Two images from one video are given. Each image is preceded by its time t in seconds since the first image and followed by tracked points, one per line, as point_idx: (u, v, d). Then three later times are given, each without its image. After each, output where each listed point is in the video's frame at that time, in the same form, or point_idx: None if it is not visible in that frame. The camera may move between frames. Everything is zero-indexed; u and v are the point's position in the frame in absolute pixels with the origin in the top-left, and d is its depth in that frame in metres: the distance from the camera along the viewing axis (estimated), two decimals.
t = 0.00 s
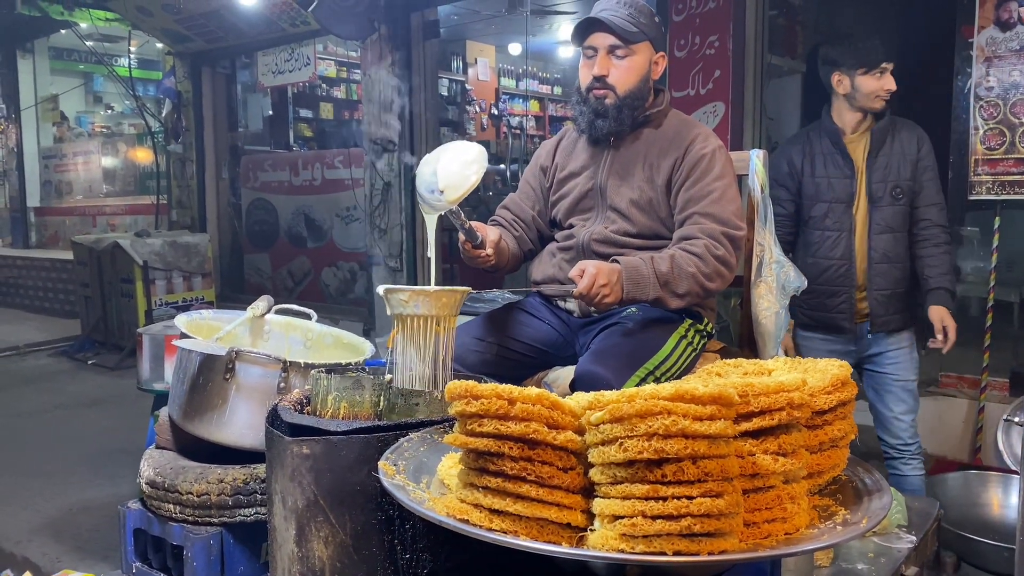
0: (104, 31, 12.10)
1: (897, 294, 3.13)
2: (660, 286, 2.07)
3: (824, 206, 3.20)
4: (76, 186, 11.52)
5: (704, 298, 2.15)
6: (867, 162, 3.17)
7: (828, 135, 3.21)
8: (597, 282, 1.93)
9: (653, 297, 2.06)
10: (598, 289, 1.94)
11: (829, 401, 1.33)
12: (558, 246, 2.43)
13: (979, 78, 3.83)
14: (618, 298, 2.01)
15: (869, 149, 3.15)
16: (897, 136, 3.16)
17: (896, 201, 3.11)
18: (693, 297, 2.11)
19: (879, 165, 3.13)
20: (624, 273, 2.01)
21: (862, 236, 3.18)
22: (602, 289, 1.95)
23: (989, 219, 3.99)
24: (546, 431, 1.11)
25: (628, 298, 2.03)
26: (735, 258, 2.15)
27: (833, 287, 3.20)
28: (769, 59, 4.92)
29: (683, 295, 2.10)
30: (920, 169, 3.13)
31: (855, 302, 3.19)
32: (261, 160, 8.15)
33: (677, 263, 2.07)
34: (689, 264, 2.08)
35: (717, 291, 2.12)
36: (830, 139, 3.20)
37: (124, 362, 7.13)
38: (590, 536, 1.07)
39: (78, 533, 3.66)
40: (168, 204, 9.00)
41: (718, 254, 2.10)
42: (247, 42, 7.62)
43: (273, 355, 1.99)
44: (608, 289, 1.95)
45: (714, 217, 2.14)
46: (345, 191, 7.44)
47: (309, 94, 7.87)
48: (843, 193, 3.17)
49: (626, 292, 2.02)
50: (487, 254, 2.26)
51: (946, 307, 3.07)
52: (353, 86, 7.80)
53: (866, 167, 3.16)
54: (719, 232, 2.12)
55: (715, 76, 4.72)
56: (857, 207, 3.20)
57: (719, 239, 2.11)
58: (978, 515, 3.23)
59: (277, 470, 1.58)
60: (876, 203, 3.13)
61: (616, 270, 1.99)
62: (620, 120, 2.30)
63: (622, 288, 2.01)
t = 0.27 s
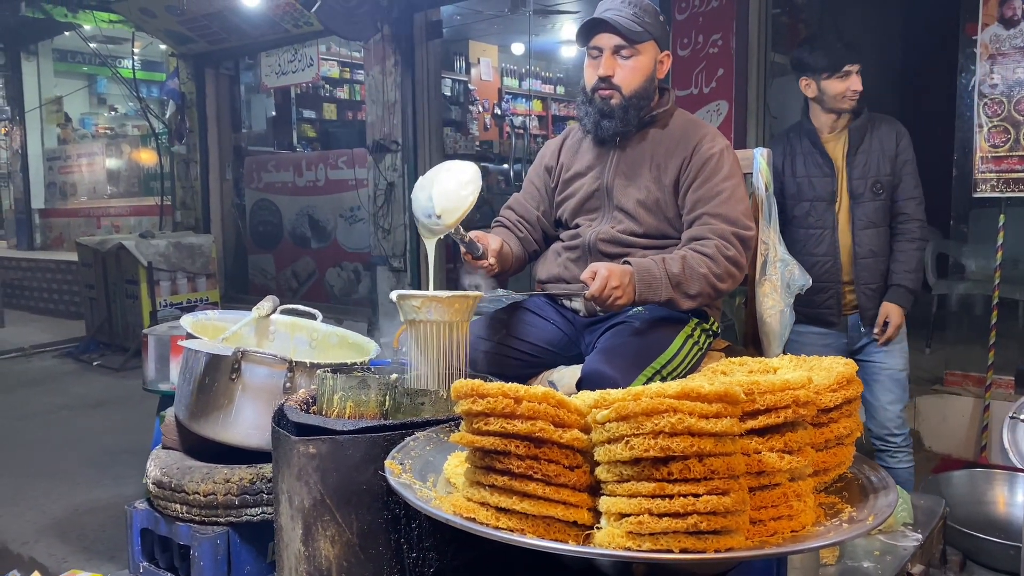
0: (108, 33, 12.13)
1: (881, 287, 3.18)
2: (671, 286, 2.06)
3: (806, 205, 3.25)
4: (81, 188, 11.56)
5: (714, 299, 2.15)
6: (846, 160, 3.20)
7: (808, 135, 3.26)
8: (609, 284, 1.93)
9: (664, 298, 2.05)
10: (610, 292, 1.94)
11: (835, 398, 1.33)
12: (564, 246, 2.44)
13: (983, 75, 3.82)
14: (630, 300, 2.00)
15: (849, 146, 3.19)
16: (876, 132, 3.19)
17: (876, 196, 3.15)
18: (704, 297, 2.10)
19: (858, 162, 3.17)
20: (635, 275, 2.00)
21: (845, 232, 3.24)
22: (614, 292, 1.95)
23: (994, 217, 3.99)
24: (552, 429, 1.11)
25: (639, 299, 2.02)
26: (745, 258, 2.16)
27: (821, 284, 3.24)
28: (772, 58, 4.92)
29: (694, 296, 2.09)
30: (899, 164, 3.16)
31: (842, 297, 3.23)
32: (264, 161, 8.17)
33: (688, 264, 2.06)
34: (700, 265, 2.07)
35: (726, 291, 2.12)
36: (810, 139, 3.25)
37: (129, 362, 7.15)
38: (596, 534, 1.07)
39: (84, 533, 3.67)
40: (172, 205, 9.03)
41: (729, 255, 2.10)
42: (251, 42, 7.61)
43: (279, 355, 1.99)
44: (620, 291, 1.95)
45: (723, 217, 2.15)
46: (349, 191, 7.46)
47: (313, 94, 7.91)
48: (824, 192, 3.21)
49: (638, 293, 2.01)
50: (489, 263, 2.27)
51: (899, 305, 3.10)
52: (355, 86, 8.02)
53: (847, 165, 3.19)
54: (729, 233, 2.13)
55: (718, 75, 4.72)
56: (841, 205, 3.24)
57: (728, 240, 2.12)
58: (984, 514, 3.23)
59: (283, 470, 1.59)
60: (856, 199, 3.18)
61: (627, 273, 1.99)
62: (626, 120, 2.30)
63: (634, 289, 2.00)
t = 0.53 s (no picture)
0: (111, 33, 12.16)
1: (880, 285, 3.18)
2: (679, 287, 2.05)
3: (799, 203, 3.26)
4: (84, 188, 11.60)
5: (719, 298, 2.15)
6: (841, 159, 3.21)
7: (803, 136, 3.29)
8: (618, 284, 1.93)
9: (673, 299, 2.04)
10: (619, 292, 1.93)
11: (837, 397, 1.34)
12: (567, 245, 2.44)
13: (987, 73, 3.81)
14: (638, 300, 2.00)
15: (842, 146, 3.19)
16: (871, 130, 3.18)
17: (869, 195, 3.14)
18: (711, 297, 2.10)
19: (852, 161, 3.17)
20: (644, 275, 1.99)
21: (839, 229, 3.25)
22: (623, 292, 1.94)
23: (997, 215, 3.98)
24: (556, 428, 1.12)
25: (648, 300, 2.01)
26: (752, 257, 2.16)
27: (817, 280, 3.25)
28: (774, 57, 4.91)
29: (701, 296, 2.09)
30: (895, 163, 3.14)
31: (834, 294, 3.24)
32: (267, 161, 8.18)
33: (695, 264, 2.06)
34: (707, 265, 2.07)
35: (733, 290, 2.12)
36: (805, 139, 3.27)
37: (133, 363, 7.17)
38: (599, 532, 1.07)
39: (90, 533, 3.69)
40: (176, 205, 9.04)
41: (735, 254, 2.10)
42: (253, 43, 7.62)
43: (282, 355, 2.00)
44: (629, 291, 1.94)
45: (730, 217, 2.15)
46: (352, 191, 7.46)
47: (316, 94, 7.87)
48: (817, 191, 3.22)
49: (647, 293, 2.01)
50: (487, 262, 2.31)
51: (912, 306, 3.09)
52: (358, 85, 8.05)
53: (841, 163, 3.19)
54: (736, 232, 2.13)
55: (720, 74, 4.71)
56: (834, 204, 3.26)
57: (735, 239, 2.12)
58: (988, 512, 3.22)
59: (287, 469, 1.59)
60: (850, 198, 3.18)
61: (635, 273, 1.99)
62: (631, 119, 2.30)
63: (642, 289, 1.99)
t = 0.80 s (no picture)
0: (112, 34, 12.18)
1: (881, 284, 3.18)
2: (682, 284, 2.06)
3: (802, 200, 3.27)
4: (86, 188, 11.62)
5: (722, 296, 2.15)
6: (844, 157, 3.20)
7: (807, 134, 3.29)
8: (621, 281, 1.93)
9: (676, 296, 2.05)
10: (622, 289, 1.93)
11: (838, 394, 1.34)
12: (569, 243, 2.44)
13: (988, 71, 3.81)
14: (641, 297, 2.00)
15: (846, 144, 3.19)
16: (876, 129, 3.18)
17: (872, 194, 3.15)
18: (714, 295, 2.11)
19: (856, 160, 3.17)
20: (647, 272, 2.00)
21: (841, 228, 3.25)
22: (626, 289, 1.94)
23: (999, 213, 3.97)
24: (557, 426, 1.12)
25: (650, 296, 2.02)
26: (755, 255, 2.16)
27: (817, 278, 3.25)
28: (775, 55, 4.91)
29: (705, 293, 2.10)
30: (900, 163, 3.13)
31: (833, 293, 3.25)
32: (269, 161, 8.19)
33: (699, 262, 2.07)
34: (711, 263, 2.08)
35: (736, 288, 2.12)
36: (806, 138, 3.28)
37: (135, 363, 7.18)
38: (600, 530, 1.08)
39: (91, 532, 3.69)
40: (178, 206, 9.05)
41: (739, 253, 2.11)
42: (255, 44, 7.63)
43: (284, 354, 2.00)
44: (632, 288, 1.94)
45: (733, 215, 2.15)
46: (353, 191, 7.47)
47: (317, 95, 7.98)
48: (818, 188, 3.22)
49: (649, 290, 2.01)
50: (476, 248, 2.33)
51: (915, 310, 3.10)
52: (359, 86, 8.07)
53: (845, 162, 3.19)
54: (739, 230, 2.13)
55: (721, 73, 4.71)
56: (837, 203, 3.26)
57: (738, 237, 2.12)
58: (990, 511, 3.22)
59: (289, 468, 1.60)
60: (854, 197, 3.18)
61: (638, 270, 1.99)
62: (633, 116, 2.30)
63: (646, 286, 2.00)
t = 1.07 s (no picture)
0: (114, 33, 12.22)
1: (886, 283, 3.17)
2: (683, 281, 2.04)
3: (817, 198, 3.29)
4: (87, 188, 11.64)
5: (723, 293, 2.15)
6: (861, 155, 3.22)
7: (824, 131, 3.32)
8: (623, 277, 1.92)
9: (678, 292, 2.04)
10: (624, 284, 1.93)
11: (838, 393, 1.34)
12: (570, 242, 2.44)
13: (989, 70, 3.81)
14: (642, 292, 1.99)
15: (863, 141, 3.20)
16: (894, 128, 3.19)
17: (888, 193, 3.16)
18: (716, 291, 2.10)
19: (873, 158, 3.18)
20: (649, 269, 1.99)
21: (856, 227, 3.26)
22: (628, 284, 1.94)
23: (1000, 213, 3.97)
24: (557, 424, 1.12)
25: (652, 293, 2.01)
26: (756, 252, 2.16)
27: (826, 277, 3.27)
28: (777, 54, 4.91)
29: (706, 290, 2.09)
30: (918, 163, 3.13)
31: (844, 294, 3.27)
32: (270, 161, 8.20)
33: (700, 258, 2.06)
34: (713, 260, 2.07)
35: (738, 285, 2.12)
36: (824, 135, 3.30)
37: (136, 362, 7.18)
38: (600, 528, 1.08)
39: (93, 531, 3.70)
40: (178, 205, 9.06)
41: (740, 249, 2.10)
42: (256, 44, 7.64)
43: (285, 354, 2.00)
44: (633, 284, 1.94)
45: (734, 213, 2.15)
46: (354, 190, 7.48)
47: (318, 94, 7.91)
48: (835, 185, 3.24)
49: (652, 286, 2.00)
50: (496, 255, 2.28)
51: (920, 310, 3.09)
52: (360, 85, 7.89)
53: (861, 161, 3.21)
54: (740, 228, 2.13)
55: (723, 72, 4.71)
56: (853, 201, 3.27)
57: (739, 235, 2.12)
58: (991, 510, 3.22)
59: (290, 466, 1.60)
60: (869, 196, 3.19)
61: (640, 266, 1.98)
62: (632, 113, 2.30)
63: (647, 282, 1.99)
